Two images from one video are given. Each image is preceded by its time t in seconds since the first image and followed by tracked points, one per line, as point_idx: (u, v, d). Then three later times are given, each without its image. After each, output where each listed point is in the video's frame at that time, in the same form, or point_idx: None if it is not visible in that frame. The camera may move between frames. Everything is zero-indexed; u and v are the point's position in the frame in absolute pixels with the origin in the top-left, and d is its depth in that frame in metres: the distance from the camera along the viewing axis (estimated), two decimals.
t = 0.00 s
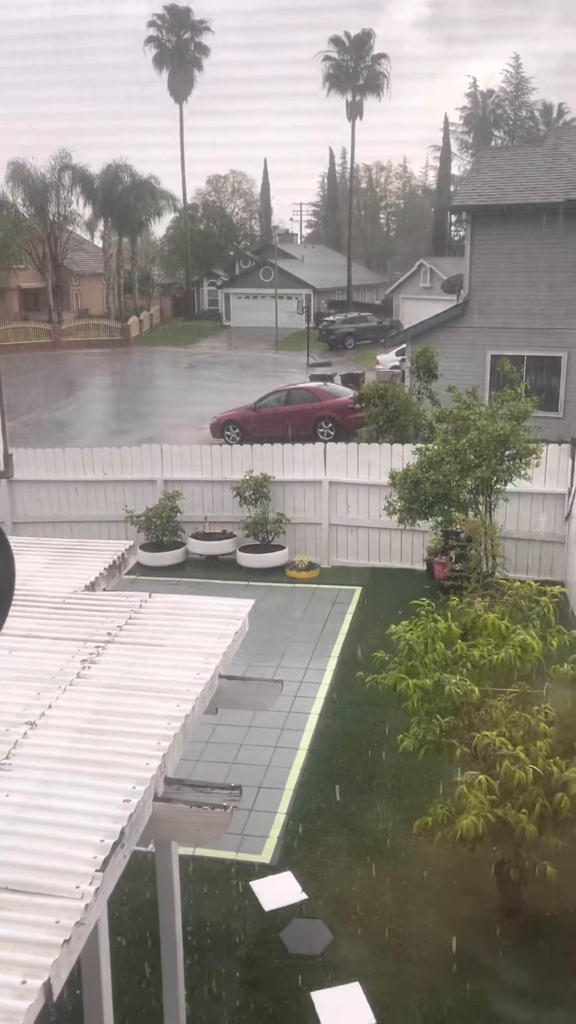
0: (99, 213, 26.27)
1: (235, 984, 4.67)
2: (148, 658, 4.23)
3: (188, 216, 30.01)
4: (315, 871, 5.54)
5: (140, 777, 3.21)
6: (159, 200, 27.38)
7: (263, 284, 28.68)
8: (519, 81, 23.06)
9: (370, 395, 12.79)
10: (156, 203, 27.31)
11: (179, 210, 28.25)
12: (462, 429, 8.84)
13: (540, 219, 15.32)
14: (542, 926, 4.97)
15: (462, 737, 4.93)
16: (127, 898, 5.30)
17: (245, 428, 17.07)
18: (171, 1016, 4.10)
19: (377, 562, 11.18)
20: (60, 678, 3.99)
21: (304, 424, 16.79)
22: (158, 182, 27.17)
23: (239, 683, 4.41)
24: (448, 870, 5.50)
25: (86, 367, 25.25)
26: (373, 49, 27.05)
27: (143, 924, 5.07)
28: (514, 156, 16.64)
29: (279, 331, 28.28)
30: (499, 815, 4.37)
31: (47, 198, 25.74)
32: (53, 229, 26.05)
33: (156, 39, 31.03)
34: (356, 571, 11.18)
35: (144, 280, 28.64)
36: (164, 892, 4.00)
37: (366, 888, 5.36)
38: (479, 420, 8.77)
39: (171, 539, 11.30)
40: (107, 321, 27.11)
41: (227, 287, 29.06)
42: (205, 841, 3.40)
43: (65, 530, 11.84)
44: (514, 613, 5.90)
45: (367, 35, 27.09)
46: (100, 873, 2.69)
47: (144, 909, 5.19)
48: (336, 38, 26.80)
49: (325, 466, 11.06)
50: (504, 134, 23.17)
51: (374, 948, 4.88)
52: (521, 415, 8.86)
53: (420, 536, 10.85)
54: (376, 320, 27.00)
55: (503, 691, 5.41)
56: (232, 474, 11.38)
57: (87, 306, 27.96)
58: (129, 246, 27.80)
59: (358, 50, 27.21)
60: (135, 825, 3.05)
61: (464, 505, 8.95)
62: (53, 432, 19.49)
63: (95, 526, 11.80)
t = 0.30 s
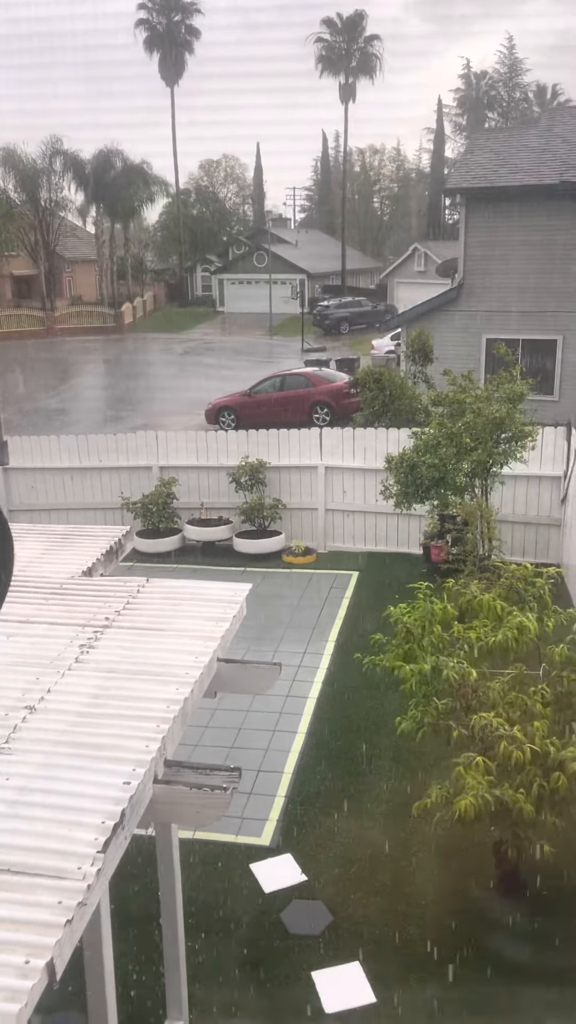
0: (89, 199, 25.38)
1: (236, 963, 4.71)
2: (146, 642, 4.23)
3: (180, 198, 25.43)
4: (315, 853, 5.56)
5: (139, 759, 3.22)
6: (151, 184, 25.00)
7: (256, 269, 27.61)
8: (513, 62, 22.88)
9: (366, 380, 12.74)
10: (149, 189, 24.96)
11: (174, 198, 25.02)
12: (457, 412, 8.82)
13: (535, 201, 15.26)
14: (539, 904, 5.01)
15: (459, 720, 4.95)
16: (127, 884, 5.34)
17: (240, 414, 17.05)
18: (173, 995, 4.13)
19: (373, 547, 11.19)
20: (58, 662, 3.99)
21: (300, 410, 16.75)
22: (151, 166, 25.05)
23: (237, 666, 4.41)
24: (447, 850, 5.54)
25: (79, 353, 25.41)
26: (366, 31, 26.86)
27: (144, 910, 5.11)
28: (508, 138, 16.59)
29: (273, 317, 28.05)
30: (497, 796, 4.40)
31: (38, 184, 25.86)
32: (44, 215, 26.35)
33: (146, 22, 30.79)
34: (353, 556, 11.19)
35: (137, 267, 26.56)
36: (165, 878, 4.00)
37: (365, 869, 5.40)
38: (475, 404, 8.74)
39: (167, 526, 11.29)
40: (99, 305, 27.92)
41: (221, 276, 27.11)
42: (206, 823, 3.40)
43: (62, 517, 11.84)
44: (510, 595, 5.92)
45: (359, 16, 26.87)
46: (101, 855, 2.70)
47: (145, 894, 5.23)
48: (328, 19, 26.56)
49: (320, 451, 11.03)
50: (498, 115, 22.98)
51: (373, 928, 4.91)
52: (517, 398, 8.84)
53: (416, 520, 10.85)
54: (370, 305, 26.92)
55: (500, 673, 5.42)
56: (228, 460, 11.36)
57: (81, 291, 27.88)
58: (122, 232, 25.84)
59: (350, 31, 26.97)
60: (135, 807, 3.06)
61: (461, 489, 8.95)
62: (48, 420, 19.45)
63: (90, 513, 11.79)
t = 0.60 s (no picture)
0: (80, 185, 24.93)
1: (233, 942, 4.72)
2: (140, 621, 4.21)
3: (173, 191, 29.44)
4: (311, 832, 5.58)
5: (134, 736, 3.22)
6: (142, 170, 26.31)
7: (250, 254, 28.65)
8: (505, 43, 22.63)
9: (360, 363, 12.68)
10: (140, 175, 26.17)
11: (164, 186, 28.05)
12: (451, 394, 8.79)
13: (527, 182, 15.19)
14: (535, 879, 5.05)
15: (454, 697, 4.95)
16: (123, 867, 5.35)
17: (233, 399, 16.99)
18: (170, 971, 4.14)
19: (367, 530, 11.19)
20: (52, 642, 3.98)
21: (293, 395, 16.70)
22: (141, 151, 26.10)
23: (232, 644, 4.39)
24: (442, 827, 5.56)
25: (73, 339, 25.08)
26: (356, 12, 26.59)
27: (141, 892, 5.12)
28: (500, 120, 16.51)
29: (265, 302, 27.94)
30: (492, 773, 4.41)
31: (27, 170, 24.13)
32: (34, 202, 25.18)
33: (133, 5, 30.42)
34: (347, 539, 11.19)
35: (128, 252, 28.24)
36: (162, 857, 4.00)
37: (361, 846, 5.42)
38: (469, 385, 8.70)
39: (161, 511, 11.26)
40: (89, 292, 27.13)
41: (213, 260, 29.11)
42: (201, 799, 3.40)
43: (55, 503, 11.79)
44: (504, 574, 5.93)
45: None
46: (96, 829, 2.70)
47: (141, 877, 5.24)
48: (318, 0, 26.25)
49: (314, 434, 11.00)
50: (490, 97, 22.78)
51: (370, 905, 4.95)
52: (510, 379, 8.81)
53: (410, 503, 10.85)
54: (363, 289, 26.83)
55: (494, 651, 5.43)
56: (221, 445, 11.33)
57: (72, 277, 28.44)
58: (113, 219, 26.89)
59: (341, 12, 26.67)
60: (130, 784, 3.06)
61: (454, 470, 8.94)
62: (41, 407, 19.35)
63: (83, 499, 11.75)
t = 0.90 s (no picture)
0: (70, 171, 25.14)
1: (231, 927, 4.73)
2: (135, 608, 4.20)
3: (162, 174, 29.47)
4: (308, 818, 5.59)
5: (130, 721, 3.21)
6: (132, 156, 26.54)
7: (241, 242, 28.24)
8: (496, 26, 22.45)
9: (353, 349, 12.65)
10: (131, 162, 26.45)
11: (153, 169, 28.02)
12: (445, 378, 8.77)
13: (520, 167, 15.12)
14: (531, 861, 5.08)
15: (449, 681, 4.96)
16: (120, 854, 5.35)
17: (227, 387, 16.95)
18: (169, 956, 4.14)
19: (362, 517, 11.17)
20: (48, 628, 3.97)
21: (286, 383, 16.66)
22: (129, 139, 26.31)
23: (228, 630, 4.38)
24: (439, 811, 5.58)
25: (64, 328, 24.96)
26: None
27: (138, 880, 5.13)
28: (493, 104, 16.43)
29: (258, 289, 27.86)
30: (488, 756, 4.42)
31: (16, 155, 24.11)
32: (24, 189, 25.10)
33: None
34: (342, 526, 11.19)
35: (119, 242, 28.21)
36: (159, 845, 3.99)
37: (358, 831, 5.44)
38: (463, 370, 8.70)
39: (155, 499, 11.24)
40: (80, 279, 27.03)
41: (204, 246, 28.69)
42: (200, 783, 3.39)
43: (49, 492, 11.77)
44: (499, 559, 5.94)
45: None
46: (93, 814, 2.69)
47: (138, 864, 5.25)
48: None
49: (308, 421, 10.97)
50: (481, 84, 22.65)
51: (367, 887, 4.97)
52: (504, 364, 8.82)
53: (404, 489, 10.84)
54: (355, 276, 26.74)
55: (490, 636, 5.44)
56: (215, 432, 11.29)
57: (62, 263, 27.85)
58: (105, 206, 27.09)
59: None
60: (127, 769, 3.06)
61: (449, 456, 8.92)
62: (33, 396, 19.29)
63: (76, 487, 11.71)
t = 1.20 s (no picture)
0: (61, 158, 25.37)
1: (227, 914, 4.75)
2: (129, 596, 4.19)
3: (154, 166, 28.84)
4: (304, 805, 5.60)
5: (124, 709, 3.21)
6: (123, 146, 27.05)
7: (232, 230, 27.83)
8: (488, 13, 22.29)
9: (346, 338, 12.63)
10: (120, 150, 26.92)
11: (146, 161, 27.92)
12: (437, 367, 8.77)
13: (512, 155, 15.08)
14: (525, 847, 5.10)
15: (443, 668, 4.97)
16: (115, 844, 5.36)
17: (219, 377, 16.91)
18: (164, 942, 4.15)
19: (356, 506, 11.17)
20: (41, 617, 3.97)
21: (279, 372, 16.64)
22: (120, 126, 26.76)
23: (222, 619, 4.37)
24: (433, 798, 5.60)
25: (55, 318, 24.84)
26: None
27: (133, 869, 5.14)
28: (484, 92, 16.39)
29: (250, 279, 27.81)
30: (481, 742, 4.43)
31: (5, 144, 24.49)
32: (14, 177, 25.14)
33: None
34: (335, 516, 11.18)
35: (112, 233, 27.70)
36: (154, 834, 3.98)
37: (353, 817, 5.46)
38: (455, 357, 8.70)
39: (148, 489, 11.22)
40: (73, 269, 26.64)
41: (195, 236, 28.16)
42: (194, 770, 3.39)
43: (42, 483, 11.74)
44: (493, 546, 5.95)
45: None
46: (87, 801, 2.69)
47: (132, 853, 5.26)
48: None
49: (301, 411, 10.94)
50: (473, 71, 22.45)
51: (362, 873, 4.99)
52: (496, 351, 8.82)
53: (398, 478, 10.83)
54: (348, 265, 26.67)
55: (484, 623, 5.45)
56: (208, 422, 11.27)
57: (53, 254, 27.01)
58: (95, 195, 26.81)
59: None
60: (121, 757, 3.05)
61: (442, 444, 8.93)
62: (25, 387, 19.24)
63: (69, 478, 11.69)
